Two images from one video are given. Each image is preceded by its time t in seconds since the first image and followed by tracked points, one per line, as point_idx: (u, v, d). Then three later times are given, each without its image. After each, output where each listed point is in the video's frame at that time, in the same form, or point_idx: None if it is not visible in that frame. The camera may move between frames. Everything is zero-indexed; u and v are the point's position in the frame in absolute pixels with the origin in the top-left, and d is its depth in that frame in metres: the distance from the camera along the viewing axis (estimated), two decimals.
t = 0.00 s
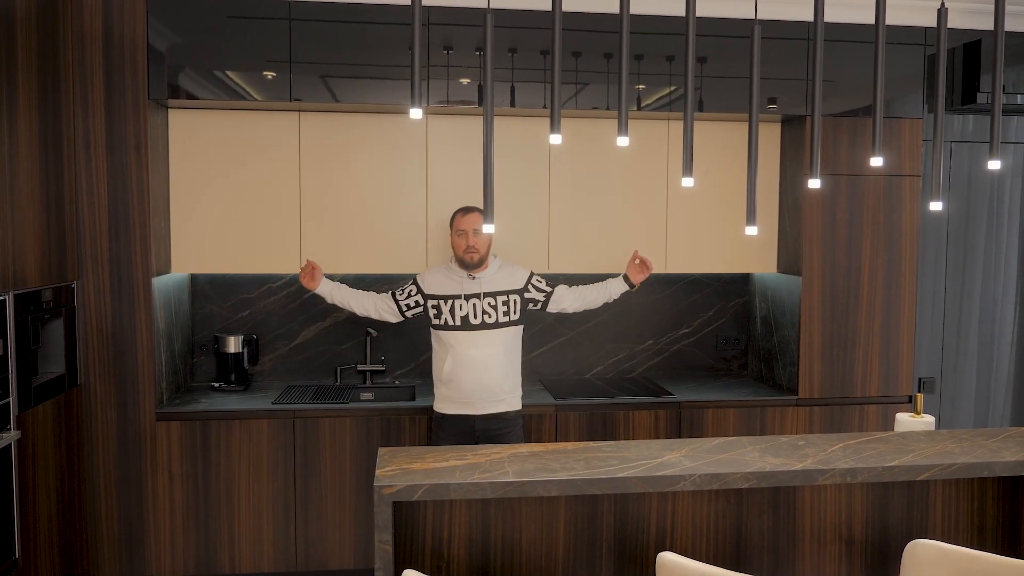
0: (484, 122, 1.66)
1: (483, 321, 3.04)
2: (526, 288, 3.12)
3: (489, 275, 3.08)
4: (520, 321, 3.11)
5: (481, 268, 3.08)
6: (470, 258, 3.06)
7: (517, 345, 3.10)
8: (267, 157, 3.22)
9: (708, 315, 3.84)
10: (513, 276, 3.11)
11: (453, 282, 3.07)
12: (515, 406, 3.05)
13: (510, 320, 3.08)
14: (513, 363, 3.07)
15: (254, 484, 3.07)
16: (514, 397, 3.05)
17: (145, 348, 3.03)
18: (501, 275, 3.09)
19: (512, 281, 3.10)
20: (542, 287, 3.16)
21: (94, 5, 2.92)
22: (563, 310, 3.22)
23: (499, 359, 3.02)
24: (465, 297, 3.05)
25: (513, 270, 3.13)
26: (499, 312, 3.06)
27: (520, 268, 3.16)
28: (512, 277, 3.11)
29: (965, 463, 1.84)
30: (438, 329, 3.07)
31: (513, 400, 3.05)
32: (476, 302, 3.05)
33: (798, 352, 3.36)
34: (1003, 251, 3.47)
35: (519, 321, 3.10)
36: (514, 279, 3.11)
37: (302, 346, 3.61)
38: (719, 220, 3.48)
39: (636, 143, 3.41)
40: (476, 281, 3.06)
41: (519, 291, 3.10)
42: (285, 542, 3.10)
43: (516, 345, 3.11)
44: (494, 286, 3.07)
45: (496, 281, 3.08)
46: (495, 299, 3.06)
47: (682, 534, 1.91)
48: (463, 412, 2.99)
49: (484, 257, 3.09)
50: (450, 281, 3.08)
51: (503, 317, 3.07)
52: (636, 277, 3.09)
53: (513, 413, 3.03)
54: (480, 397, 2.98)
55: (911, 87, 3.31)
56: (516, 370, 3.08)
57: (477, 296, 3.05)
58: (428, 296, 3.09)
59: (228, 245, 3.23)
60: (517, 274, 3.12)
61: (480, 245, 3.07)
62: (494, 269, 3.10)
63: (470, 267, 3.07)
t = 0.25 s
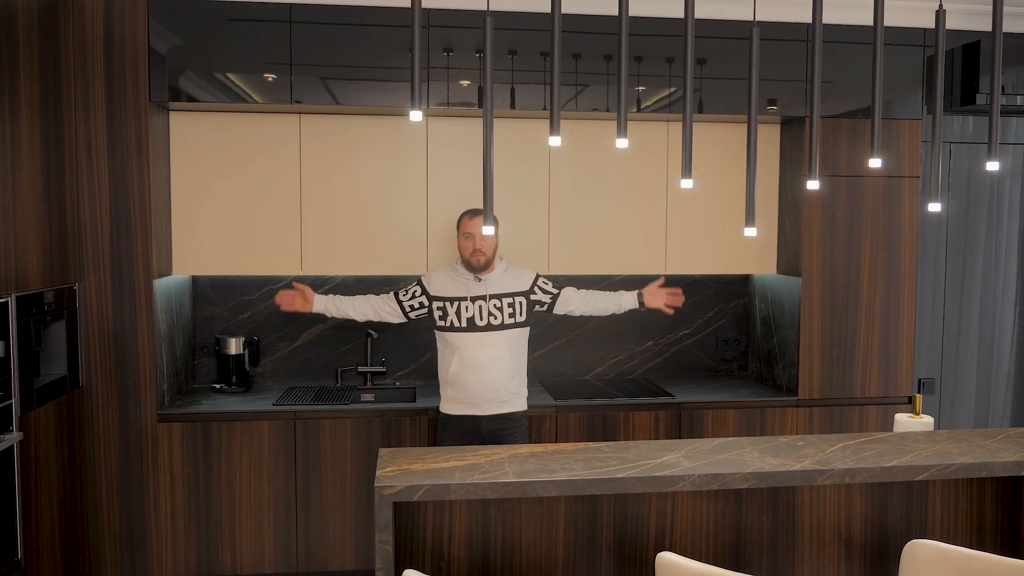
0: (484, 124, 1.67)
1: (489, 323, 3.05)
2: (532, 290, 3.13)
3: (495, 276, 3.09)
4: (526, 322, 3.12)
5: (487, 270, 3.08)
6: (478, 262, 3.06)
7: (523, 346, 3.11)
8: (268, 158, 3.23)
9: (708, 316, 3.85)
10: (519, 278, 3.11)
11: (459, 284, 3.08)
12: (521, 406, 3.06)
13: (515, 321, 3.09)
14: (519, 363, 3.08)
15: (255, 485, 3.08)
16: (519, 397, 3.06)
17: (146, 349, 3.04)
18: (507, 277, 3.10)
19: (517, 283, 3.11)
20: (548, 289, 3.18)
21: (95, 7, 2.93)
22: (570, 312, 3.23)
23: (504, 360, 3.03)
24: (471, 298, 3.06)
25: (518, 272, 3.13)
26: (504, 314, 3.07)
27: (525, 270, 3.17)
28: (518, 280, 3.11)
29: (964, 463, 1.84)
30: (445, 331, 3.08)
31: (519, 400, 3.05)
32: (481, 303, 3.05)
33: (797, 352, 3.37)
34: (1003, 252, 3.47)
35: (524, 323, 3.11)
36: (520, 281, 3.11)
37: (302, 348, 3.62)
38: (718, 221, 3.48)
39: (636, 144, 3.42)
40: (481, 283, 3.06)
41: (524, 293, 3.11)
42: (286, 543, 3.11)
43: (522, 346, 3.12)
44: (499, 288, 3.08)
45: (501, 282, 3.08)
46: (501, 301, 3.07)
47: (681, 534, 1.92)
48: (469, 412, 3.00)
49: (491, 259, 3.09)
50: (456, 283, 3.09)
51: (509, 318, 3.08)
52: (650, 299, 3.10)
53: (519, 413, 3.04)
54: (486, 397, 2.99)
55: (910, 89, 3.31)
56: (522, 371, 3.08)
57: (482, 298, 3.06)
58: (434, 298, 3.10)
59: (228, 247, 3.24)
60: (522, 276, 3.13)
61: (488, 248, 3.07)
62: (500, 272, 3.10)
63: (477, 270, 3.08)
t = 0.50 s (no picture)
0: (485, 125, 1.68)
1: (495, 324, 3.06)
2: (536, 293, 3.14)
3: (501, 277, 3.09)
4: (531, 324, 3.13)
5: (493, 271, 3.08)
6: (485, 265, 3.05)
7: (528, 346, 3.11)
8: (269, 159, 3.24)
9: (709, 316, 3.85)
10: (524, 281, 3.12)
11: (464, 287, 3.09)
12: (526, 406, 3.06)
13: (520, 323, 3.09)
14: (524, 363, 3.08)
15: (257, 485, 3.09)
16: (525, 397, 3.06)
17: (149, 349, 3.06)
18: (512, 280, 3.11)
19: (522, 286, 3.12)
20: (553, 295, 3.19)
21: (97, 9, 2.94)
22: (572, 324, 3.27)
23: (509, 360, 3.03)
24: (476, 300, 3.07)
25: (523, 275, 3.14)
26: (509, 316, 3.07)
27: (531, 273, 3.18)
28: (523, 282, 3.12)
29: (964, 462, 1.85)
30: (450, 333, 3.09)
31: (524, 400, 3.05)
32: (487, 305, 3.06)
33: (798, 352, 3.37)
34: (1004, 252, 3.47)
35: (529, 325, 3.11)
36: (525, 284, 3.12)
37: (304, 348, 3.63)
38: (719, 221, 3.49)
39: (636, 145, 3.42)
40: (487, 284, 3.07)
41: (530, 296, 3.12)
42: (288, 543, 3.12)
43: (527, 346, 3.12)
44: (504, 290, 3.09)
45: (507, 285, 3.09)
46: (506, 303, 3.07)
47: (682, 533, 1.92)
48: (475, 412, 3.01)
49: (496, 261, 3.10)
50: (461, 287, 3.09)
51: (514, 320, 3.08)
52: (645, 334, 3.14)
53: (524, 413, 3.05)
54: (491, 397, 3.00)
55: (911, 88, 3.32)
56: (527, 371, 3.08)
57: (487, 300, 3.07)
58: (440, 301, 3.11)
59: (230, 247, 3.25)
60: (527, 279, 3.14)
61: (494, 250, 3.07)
62: (506, 274, 3.11)
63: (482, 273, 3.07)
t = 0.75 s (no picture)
0: (486, 125, 1.69)
1: (489, 329, 3.03)
2: (531, 303, 3.10)
3: (495, 280, 3.06)
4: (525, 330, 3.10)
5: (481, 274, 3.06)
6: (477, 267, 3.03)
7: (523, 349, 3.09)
8: (271, 160, 3.26)
9: (709, 316, 3.86)
10: (520, 286, 3.09)
11: (461, 294, 3.05)
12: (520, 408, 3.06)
13: (515, 330, 3.05)
14: (519, 365, 3.07)
15: (258, 484, 3.10)
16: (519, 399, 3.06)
17: (151, 349, 3.07)
18: (508, 286, 3.08)
19: (517, 293, 3.09)
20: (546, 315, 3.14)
21: (100, 9, 2.95)
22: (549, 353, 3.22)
23: (504, 362, 3.02)
24: (472, 306, 3.03)
25: (521, 281, 3.11)
26: (504, 321, 3.04)
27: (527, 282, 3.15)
28: (519, 289, 3.09)
29: (963, 462, 1.86)
30: (445, 339, 3.05)
31: (519, 402, 3.05)
32: (482, 311, 3.03)
33: (798, 352, 3.38)
34: (1004, 252, 3.48)
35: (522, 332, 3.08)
36: (522, 291, 3.09)
37: (305, 348, 3.64)
38: (719, 221, 3.50)
39: (637, 145, 3.43)
40: (481, 288, 3.04)
41: (524, 303, 3.09)
42: (289, 542, 3.13)
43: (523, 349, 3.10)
44: (499, 296, 3.06)
45: (502, 291, 3.06)
46: (500, 308, 3.04)
47: (682, 532, 1.93)
48: (469, 413, 3.00)
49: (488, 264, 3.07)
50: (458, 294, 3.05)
51: (508, 326, 3.05)
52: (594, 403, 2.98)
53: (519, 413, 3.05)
54: (485, 399, 2.98)
55: (911, 89, 3.32)
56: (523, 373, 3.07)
57: (482, 305, 3.03)
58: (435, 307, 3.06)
59: (232, 247, 3.26)
60: (523, 287, 3.11)
61: (486, 253, 3.05)
62: (502, 279, 3.08)
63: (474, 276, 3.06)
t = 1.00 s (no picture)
0: (487, 125, 1.70)
1: (457, 331, 2.96)
2: (501, 307, 3.00)
3: (466, 281, 2.99)
4: (494, 334, 3.00)
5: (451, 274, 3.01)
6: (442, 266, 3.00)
7: (495, 352, 3.00)
8: (273, 159, 3.27)
9: (710, 316, 3.87)
10: (491, 288, 3.00)
11: (433, 295, 2.99)
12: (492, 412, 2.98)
13: (482, 333, 2.97)
14: (490, 369, 2.99)
15: (260, 482, 3.11)
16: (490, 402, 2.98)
17: (153, 348, 3.08)
18: (478, 287, 3.00)
19: (488, 295, 3.00)
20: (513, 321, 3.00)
21: (103, 9, 2.96)
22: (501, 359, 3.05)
23: (471, 366, 2.94)
24: (442, 307, 2.97)
25: (494, 283, 3.02)
26: (472, 324, 2.97)
27: (502, 284, 3.05)
28: (489, 291, 3.01)
29: (962, 461, 1.86)
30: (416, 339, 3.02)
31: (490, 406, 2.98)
32: (451, 312, 2.96)
33: (799, 352, 3.38)
34: (1005, 252, 3.48)
35: (489, 337, 2.98)
36: (493, 293, 3.00)
37: (307, 347, 3.65)
38: (720, 221, 3.50)
39: (638, 145, 3.44)
40: (451, 287, 2.98)
41: (493, 306, 2.99)
42: (291, 540, 3.14)
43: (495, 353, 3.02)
44: (470, 298, 2.98)
45: (472, 292, 2.99)
46: (469, 311, 2.97)
47: (682, 531, 1.94)
48: (437, 415, 2.97)
49: (457, 262, 3.02)
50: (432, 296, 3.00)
51: (475, 329, 2.97)
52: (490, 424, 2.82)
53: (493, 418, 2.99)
54: (452, 401, 2.94)
55: (912, 89, 3.33)
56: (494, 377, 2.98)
57: (452, 306, 2.97)
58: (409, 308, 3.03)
59: (233, 246, 3.27)
60: (495, 290, 3.02)
61: (452, 252, 3.01)
62: (474, 279, 3.01)
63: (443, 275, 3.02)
